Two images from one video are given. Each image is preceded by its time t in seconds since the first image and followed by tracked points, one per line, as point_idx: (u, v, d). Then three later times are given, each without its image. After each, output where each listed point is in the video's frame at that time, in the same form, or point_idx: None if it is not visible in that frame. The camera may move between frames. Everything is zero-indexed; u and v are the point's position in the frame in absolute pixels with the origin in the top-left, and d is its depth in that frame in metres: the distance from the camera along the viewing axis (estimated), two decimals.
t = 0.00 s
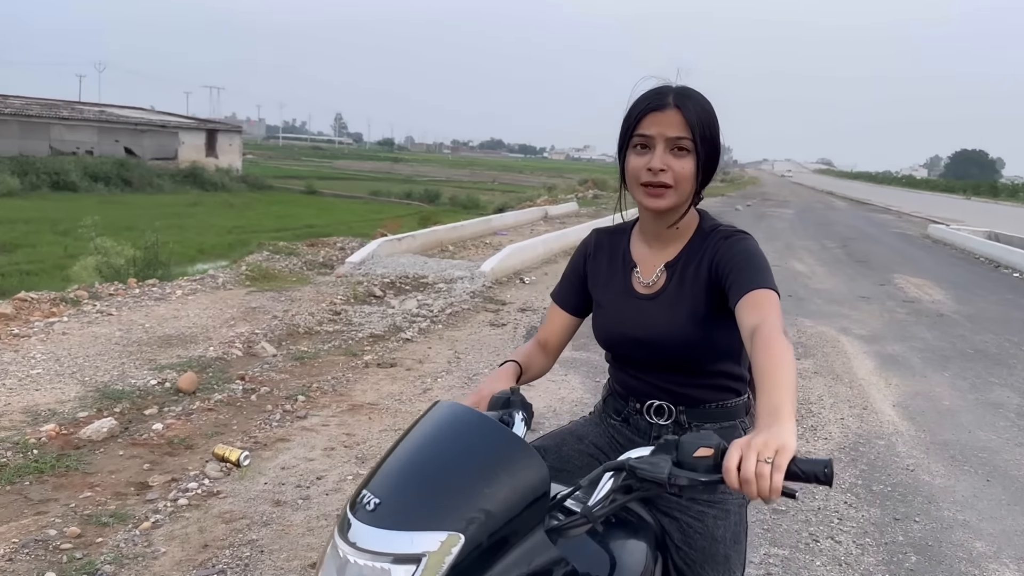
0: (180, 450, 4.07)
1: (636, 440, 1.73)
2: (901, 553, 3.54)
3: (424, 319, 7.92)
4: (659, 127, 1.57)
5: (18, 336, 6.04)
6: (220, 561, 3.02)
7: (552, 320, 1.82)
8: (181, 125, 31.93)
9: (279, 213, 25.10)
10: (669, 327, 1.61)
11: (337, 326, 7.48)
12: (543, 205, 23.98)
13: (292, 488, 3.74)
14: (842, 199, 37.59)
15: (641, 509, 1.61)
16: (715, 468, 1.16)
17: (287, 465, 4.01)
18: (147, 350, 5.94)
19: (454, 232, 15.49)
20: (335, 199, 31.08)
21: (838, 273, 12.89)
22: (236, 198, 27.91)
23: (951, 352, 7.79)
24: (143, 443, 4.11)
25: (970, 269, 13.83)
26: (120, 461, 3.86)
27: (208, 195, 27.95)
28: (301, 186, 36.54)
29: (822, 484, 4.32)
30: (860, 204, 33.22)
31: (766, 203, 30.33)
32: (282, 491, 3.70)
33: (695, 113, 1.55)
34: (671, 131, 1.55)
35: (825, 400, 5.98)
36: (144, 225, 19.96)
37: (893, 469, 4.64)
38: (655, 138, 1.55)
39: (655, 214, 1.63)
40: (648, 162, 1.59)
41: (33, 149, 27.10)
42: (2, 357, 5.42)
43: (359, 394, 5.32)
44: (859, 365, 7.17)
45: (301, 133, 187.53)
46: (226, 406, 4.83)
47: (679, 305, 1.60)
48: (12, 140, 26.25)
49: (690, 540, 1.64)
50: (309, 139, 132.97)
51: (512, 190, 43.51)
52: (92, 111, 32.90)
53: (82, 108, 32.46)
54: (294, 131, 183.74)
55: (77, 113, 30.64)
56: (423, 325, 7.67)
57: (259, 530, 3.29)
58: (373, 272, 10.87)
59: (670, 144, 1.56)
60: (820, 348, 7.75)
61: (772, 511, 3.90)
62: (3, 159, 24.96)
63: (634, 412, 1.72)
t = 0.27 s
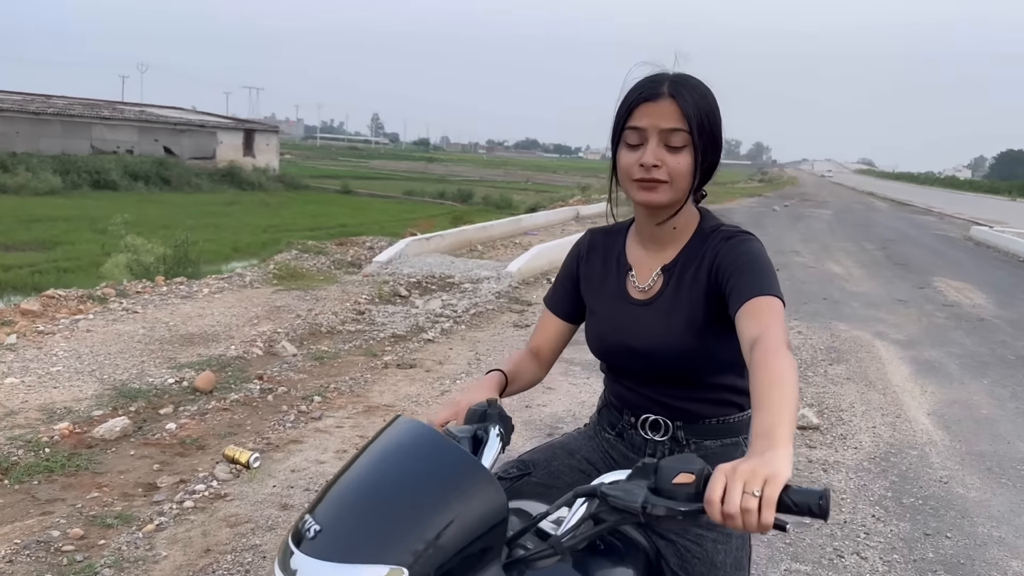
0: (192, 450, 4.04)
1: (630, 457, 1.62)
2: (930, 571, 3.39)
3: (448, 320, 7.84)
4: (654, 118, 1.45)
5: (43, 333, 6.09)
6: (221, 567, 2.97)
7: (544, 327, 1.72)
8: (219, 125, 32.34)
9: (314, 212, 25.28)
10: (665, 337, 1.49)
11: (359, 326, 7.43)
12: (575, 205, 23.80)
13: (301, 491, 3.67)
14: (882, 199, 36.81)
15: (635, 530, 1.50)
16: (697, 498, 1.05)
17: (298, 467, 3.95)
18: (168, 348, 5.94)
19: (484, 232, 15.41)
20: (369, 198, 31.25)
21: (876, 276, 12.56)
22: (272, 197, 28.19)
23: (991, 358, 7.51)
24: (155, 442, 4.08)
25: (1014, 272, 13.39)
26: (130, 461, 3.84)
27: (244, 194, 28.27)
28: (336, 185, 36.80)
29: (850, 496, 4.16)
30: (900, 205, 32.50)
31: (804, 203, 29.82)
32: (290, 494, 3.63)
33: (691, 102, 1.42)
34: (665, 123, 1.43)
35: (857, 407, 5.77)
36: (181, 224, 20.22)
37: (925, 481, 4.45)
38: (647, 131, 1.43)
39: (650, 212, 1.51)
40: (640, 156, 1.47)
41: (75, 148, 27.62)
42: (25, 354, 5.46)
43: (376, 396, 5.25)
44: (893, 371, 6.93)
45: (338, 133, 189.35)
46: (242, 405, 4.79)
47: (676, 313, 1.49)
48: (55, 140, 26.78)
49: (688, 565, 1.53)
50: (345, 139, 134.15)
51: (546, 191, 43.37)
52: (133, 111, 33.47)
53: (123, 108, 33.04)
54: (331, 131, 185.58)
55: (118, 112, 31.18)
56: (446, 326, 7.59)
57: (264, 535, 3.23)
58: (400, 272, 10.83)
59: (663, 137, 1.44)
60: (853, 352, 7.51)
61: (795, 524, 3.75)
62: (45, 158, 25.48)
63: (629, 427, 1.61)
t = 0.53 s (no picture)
0: (195, 456, 4.03)
1: (598, 484, 1.53)
2: None
3: (466, 323, 7.76)
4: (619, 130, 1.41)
5: (62, 333, 6.16)
6: None
7: (513, 345, 1.64)
8: (254, 125, 32.72)
9: (347, 212, 25.43)
10: (632, 360, 1.42)
11: (377, 328, 7.39)
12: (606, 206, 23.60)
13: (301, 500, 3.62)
14: (923, 203, 36.05)
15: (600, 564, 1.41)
16: (629, 548, 1.01)
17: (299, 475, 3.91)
18: (184, 350, 5.97)
19: (511, 233, 15.33)
20: (401, 198, 31.37)
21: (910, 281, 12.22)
22: (305, 197, 28.44)
23: None
24: (159, 446, 4.10)
25: None
26: (132, 465, 3.85)
27: (278, 194, 28.55)
28: (369, 185, 37.01)
29: (868, 514, 4.00)
30: (941, 208, 31.72)
31: (842, 206, 29.25)
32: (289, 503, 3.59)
33: (658, 112, 1.38)
34: (632, 134, 1.39)
35: (881, 419, 5.57)
36: (213, 223, 20.46)
37: (949, 499, 4.27)
38: (612, 144, 1.39)
39: (618, 228, 1.47)
40: (604, 172, 1.42)
41: (114, 147, 28.12)
42: (41, 354, 5.52)
43: (386, 401, 5.19)
44: (923, 382, 6.71)
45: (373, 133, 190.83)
46: (250, 409, 4.77)
47: (642, 334, 1.42)
48: (94, 139, 27.29)
49: None
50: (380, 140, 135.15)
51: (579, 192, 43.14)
52: (171, 111, 34.02)
53: (161, 108, 33.63)
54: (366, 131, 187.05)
55: (156, 112, 31.67)
56: (464, 329, 7.52)
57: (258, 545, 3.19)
58: (422, 273, 10.79)
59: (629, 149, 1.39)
60: (882, 361, 7.29)
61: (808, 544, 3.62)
62: (85, 157, 25.98)
63: (598, 452, 1.53)
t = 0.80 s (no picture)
0: (194, 461, 4.04)
1: (561, 512, 1.51)
2: None
3: (479, 328, 7.71)
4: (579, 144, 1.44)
5: (76, 334, 6.22)
6: None
7: (477, 367, 1.69)
8: (281, 127, 33.00)
9: (371, 214, 25.52)
10: (593, 383, 1.40)
11: (388, 332, 7.36)
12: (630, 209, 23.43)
13: (296, 509, 3.59)
14: (955, 208, 35.38)
15: None
16: None
17: (297, 482, 3.87)
18: (194, 352, 6.00)
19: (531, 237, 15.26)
20: (426, 200, 31.42)
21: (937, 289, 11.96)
22: (330, 198, 28.62)
23: None
24: (160, 451, 4.12)
25: None
26: (131, 470, 3.87)
27: (304, 195, 28.75)
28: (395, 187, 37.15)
29: (878, 533, 3.88)
30: (974, 214, 31.06)
31: (871, 211, 28.79)
32: (284, 512, 3.56)
33: (616, 122, 1.41)
34: (590, 145, 1.41)
35: (898, 433, 5.42)
36: (238, 224, 20.65)
37: (964, 519, 4.14)
38: (571, 156, 1.41)
39: (579, 245, 1.48)
40: (564, 186, 1.45)
41: (143, 148, 28.51)
42: (53, 355, 5.58)
43: (391, 407, 5.15)
44: (944, 394, 6.53)
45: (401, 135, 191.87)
46: (254, 414, 4.76)
47: (604, 356, 1.40)
48: (124, 140, 27.69)
49: None
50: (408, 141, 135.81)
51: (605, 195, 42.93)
52: (200, 112, 34.43)
53: (191, 110, 34.06)
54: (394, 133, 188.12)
55: (185, 113, 32.07)
56: (476, 335, 7.46)
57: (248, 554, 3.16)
58: (439, 277, 10.77)
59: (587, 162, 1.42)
60: (902, 372, 7.11)
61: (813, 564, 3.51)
62: (115, 157, 26.38)
63: (562, 478, 1.51)
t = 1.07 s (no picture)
0: (196, 464, 3.97)
1: (554, 537, 1.50)
2: None
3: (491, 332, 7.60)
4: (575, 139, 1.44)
5: (85, 333, 6.20)
6: None
7: (467, 380, 1.72)
8: (301, 127, 33.12)
9: (388, 215, 25.51)
10: (589, 401, 1.38)
11: (399, 335, 7.27)
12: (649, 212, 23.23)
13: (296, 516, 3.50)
14: (981, 214, 34.84)
15: None
16: None
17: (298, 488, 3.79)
18: (202, 352, 5.95)
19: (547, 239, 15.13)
20: (443, 202, 31.37)
21: (961, 297, 11.70)
22: (348, 199, 28.64)
23: None
24: (161, 454, 4.06)
25: None
26: (131, 474, 3.83)
27: (322, 195, 28.80)
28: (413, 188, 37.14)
29: (898, 551, 3.74)
30: (999, 220, 30.53)
31: (894, 216, 28.39)
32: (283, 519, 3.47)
33: (615, 115, 1.41)
34: (589, 139, 1.41)
35: (920, 445, 5.25)
36: (256, 224, 20.70)
37: (989, 536, 3.98)
38: (569, 150, 1.41)
39: (575, 247, 1.47)
40: (559, 183, 1.44)
41: (163, 147, 28.69)
42: (60, 354, 5.56)
43: (398, 412, 5.05)
44: (968, 405, 6.35)
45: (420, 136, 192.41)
46: (258, 417, 4.69)
47: (600, 374, 1.38)
48: (145, 139, 27.87)
49: None
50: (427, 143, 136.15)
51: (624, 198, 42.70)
52: (221, 112, 34.62)
53: (212, 110, 34.27)
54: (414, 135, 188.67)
55: (205, 113, 32.25)
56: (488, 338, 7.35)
57: (244, 564, 3.09)
58: (453, 279, 10.68)
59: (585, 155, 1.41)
60: (925, 381, 6.93)
61: None
62: (135, 156, 26.57)
63: (555, 503, 1.50)
